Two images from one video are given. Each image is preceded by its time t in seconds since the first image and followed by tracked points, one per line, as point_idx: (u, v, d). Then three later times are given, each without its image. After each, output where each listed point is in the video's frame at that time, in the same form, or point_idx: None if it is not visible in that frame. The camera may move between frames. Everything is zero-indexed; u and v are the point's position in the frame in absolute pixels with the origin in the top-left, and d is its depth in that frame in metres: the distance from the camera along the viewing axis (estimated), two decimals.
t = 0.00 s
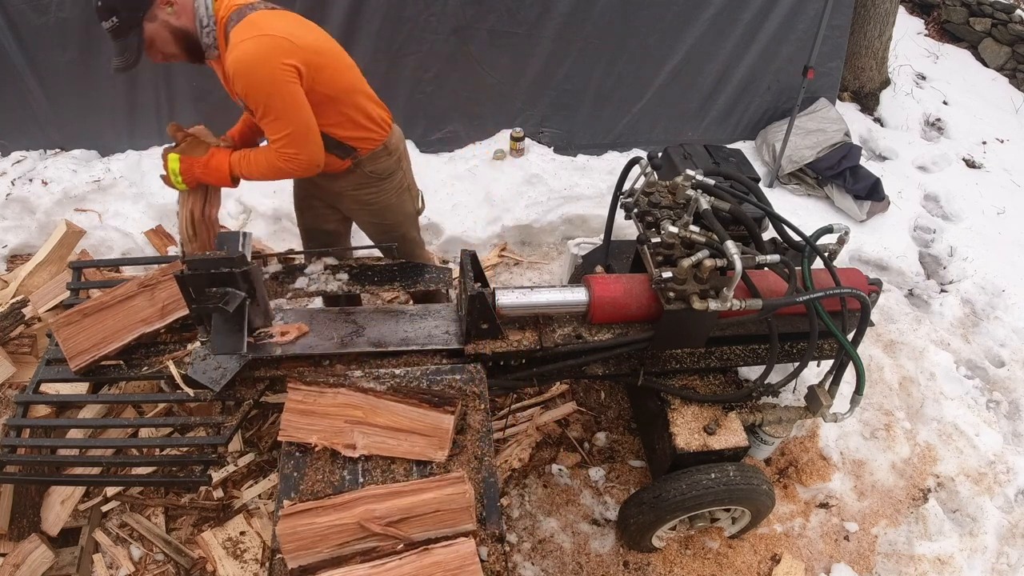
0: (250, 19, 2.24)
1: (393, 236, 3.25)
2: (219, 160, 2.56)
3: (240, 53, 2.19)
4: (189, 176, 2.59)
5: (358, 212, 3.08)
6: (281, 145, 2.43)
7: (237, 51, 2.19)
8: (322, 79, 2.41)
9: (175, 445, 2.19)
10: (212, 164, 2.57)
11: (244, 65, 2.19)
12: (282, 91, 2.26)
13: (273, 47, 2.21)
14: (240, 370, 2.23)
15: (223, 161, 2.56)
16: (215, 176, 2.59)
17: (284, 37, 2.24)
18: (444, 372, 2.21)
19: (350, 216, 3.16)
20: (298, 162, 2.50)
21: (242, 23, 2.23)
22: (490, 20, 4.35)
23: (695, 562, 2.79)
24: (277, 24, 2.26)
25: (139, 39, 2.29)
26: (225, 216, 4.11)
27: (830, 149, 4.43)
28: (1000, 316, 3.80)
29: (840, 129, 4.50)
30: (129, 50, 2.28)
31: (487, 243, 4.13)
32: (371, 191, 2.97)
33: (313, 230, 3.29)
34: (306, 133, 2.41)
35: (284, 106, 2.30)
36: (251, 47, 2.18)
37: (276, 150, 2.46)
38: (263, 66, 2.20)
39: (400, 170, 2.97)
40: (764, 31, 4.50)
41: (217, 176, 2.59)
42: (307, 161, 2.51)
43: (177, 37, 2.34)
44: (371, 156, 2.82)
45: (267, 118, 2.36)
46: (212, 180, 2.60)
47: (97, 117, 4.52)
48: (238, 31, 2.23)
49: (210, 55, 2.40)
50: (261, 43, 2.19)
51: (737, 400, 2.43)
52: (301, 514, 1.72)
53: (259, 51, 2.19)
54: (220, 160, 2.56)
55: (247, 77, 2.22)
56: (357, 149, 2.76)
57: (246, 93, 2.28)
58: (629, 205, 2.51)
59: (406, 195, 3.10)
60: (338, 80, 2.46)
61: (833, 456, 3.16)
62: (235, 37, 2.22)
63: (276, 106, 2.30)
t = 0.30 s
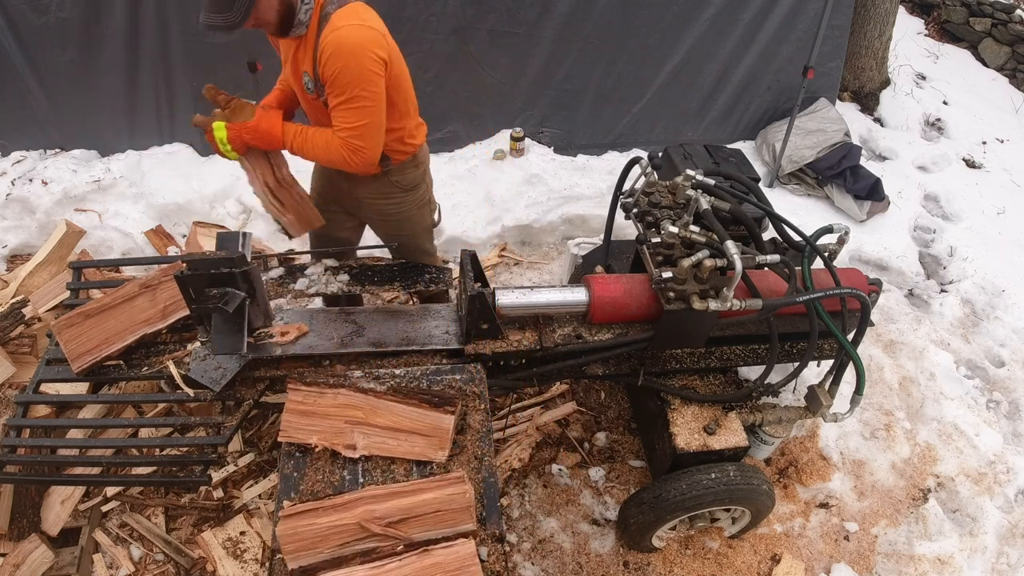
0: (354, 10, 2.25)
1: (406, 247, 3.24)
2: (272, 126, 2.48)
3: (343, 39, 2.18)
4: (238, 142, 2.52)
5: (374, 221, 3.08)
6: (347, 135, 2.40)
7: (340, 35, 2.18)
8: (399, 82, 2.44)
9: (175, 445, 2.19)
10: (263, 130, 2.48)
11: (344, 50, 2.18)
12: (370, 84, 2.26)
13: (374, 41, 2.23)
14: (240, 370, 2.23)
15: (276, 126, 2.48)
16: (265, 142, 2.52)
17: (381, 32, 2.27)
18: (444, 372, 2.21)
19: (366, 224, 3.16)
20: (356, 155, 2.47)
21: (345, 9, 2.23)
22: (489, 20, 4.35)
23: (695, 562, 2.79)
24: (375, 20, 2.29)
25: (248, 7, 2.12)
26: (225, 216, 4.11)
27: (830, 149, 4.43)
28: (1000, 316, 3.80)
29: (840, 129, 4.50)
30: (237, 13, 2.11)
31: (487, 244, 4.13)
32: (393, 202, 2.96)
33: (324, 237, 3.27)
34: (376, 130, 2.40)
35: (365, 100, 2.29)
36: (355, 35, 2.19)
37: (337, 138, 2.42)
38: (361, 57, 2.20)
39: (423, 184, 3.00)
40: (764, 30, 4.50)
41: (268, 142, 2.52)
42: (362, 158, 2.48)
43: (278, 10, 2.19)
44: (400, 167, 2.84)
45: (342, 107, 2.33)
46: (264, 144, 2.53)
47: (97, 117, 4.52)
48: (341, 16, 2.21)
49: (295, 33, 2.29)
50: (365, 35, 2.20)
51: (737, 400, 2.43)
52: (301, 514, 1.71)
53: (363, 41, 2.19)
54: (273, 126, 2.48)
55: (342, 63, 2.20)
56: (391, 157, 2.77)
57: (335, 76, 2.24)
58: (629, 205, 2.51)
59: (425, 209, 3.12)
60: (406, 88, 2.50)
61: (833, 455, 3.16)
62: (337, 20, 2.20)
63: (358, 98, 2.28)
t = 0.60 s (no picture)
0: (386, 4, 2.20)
1: (425, 239, 3.24)
2: (316, 188, 2.21)
3: (386, 34, 2.13)
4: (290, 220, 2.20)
5: (394, 212, 3.09)
6: (400, 143, 2.26)
7: (383, 30, 2.13)
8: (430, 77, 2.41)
9: (175, 445, 2.19)
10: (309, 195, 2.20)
11: (390, 45, 2.13)
12: (419, 79, 2.19)
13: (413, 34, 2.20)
14: (240, 370, 2.23)
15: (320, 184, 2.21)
16: (318, 209, 2.21)
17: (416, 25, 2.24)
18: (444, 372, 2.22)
19: (387, 216, 3.18)
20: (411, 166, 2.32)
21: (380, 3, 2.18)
22: (489, 20, 4.35)
23: (695, 562, 2.79)
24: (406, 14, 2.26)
25: (251, 6, 2.04)
26: (225, 216, 4.11)
27: (830, 149, 4.43)
28: (1000, 316, 3.80)
29: (840, 129, 4.50)
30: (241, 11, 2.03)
31: (487, 243, 4.12)
32: (414, 195, 2.94)
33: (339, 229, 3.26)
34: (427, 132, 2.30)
35: (416, 96, 2.21)
36: (396, 29, 2.15)
37: (391, 153, 2.27)
38: (407, 51, 2.15)
39: (444, 177, 2.96)
40: (764, 30, 4.50)
41: (320, 208, 2.21)
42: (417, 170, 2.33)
43: (287, 13, 2.10)
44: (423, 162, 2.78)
45: (393, 108, 2.23)
46: (317, 213, 2.22)
47: (97, 117, 4.52)
48: (377, 11, 2.16)
49: (315, 35, 2.20)
50: (405, 28, 2.17)
51: (736, 400, 2.43)
52: (300, 515, 1.71)
53: (406, 34, 2.16)
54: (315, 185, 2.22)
55: (388, 59, 2.14)
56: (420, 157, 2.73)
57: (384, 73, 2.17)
58: (629, 205, 2.51)
59: (445, 202, 3.09)
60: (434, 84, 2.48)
61: (833, 456, 3.16)
62: (376, 16, 2.15)
63: (409, 95, 2.21)
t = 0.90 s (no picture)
0: (367, 18, 2.14)
1: (411, 245, 3.20)
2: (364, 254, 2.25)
3: (367, 50, 2.07)
4: (364, 292, 2.23)
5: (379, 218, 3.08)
6: (391, 163, 2.21)
7: (364, 47, 2.07)
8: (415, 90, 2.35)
9: (175, 445, 2.19)
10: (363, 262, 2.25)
11: (370, 61, 2.07)
12: (402, 96, 2.12)
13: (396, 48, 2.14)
14: (240, 370, 2.23)
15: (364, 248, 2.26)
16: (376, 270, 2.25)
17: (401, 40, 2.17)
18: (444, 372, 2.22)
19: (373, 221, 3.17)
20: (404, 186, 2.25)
21: (364, 19, 2.13)
22: (489, 20, 4.35)
23: (695, 562, 2.79)
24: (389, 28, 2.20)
25: None
26: (225, 216, 4.12)
27: (830, 149, 4.43)
28: (1000, 316, 3.80)
29: (840, 129, 4.50)
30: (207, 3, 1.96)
31: (487, 244, 4.12)
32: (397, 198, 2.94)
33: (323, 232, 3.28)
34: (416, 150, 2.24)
35: (400, 113, 2.14)
36: (377, 44, 2.08)
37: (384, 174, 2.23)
38: (390, 66, 2.08)
39: (427, 180, 2.96)
40: (764, 31, 4.51)
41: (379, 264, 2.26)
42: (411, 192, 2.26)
43: (256, 8, 2.03)
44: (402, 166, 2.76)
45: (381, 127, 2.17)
46: (380, 274, 2.27)
47: (98, 117, 4.52)
48: (359, 26, 2.11)
49: (290, 38, 2.15)
50: (386, 43, 2.10)
51: (736, 400, 2.43)
52: (300, 516, 1.71)
53: (388, 50, 2.09)
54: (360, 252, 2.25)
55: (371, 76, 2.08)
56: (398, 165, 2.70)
57: (367, 90, 2.11)
58: (629, 205, 2.51)
59: (429, 207, 3.07)
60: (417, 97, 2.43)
61: (833, 456, 3.16)
62: (356, 32, 2.09)
63: (393, 112, 2.14)
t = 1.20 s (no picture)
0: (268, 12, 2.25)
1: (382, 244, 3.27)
2: (272, 180, 2.53)
3: (271, 42, 2.19)
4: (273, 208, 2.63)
5: (348, 224, 3.10)
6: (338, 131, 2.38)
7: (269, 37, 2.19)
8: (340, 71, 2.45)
9: (175, 445, 2.19)
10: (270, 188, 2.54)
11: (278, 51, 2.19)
12: (324, 71, 2.27)
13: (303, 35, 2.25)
14: (240, 370, 2.23)
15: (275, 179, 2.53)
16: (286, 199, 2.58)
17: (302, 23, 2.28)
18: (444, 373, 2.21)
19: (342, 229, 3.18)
20: (357, 145, 2.42)
21: (260, 16, 2.23)
22: (489, 19, 4.35)
23: (695, 562, 2.79)
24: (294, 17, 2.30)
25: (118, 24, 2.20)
26: (225, 216, 4.12)
27: (830, 149, 4.43)
28: (1000, 316, 3.80)
29: (840, 129, 4.50)
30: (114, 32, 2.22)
31: (487, 244, 4.12)
32: (361, 205, 2.95)
33: (295, 240, 3.26)
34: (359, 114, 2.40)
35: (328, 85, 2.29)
36: (279, 35, 2.20)
37: (338, 138, 2.39)
38: (299, 52, 2.21)
39: (391, 185, 2.96)
40: (764, 31, 4.51)
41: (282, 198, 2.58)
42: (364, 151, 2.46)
43: (159, 33, 2.27)
44: (364, 175, 2.74)
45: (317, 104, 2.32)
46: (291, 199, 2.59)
47: (97, 116, 4.51)
48: (256, 24, 2.22)
49: (202, 56, 2.29)
50: (288, 31, 2.22)
51: (736, 400, 2.44)
52: (300, 516, 1.71)
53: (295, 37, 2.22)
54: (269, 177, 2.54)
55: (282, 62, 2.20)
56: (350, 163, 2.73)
57: (288, 78, 2.25)
58: (629, 205, 2.51)
59: (397, 209, 3.11)
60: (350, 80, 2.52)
61: (833, 455, 3.16)
62: (256, 30, 2.20)
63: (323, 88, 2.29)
